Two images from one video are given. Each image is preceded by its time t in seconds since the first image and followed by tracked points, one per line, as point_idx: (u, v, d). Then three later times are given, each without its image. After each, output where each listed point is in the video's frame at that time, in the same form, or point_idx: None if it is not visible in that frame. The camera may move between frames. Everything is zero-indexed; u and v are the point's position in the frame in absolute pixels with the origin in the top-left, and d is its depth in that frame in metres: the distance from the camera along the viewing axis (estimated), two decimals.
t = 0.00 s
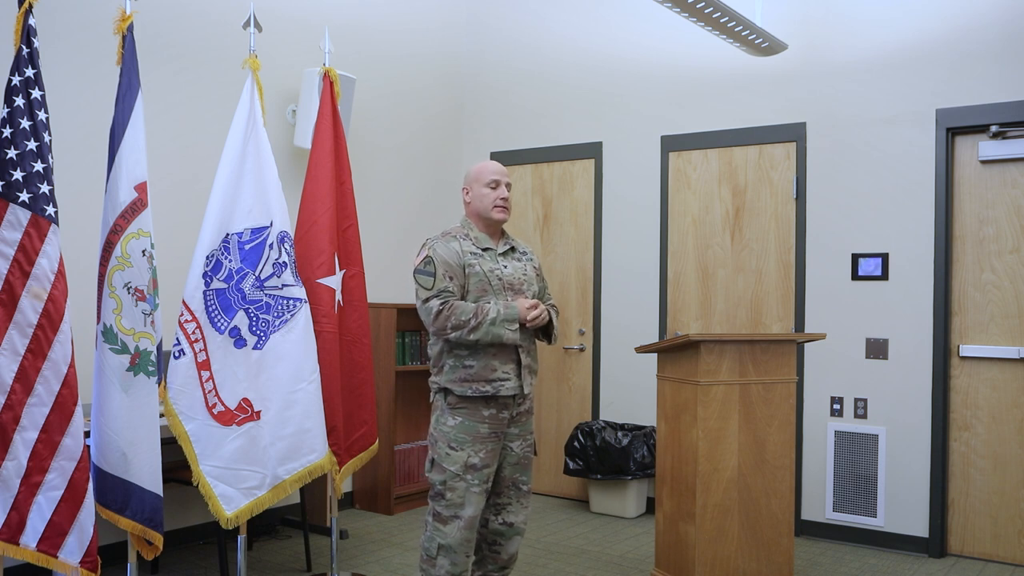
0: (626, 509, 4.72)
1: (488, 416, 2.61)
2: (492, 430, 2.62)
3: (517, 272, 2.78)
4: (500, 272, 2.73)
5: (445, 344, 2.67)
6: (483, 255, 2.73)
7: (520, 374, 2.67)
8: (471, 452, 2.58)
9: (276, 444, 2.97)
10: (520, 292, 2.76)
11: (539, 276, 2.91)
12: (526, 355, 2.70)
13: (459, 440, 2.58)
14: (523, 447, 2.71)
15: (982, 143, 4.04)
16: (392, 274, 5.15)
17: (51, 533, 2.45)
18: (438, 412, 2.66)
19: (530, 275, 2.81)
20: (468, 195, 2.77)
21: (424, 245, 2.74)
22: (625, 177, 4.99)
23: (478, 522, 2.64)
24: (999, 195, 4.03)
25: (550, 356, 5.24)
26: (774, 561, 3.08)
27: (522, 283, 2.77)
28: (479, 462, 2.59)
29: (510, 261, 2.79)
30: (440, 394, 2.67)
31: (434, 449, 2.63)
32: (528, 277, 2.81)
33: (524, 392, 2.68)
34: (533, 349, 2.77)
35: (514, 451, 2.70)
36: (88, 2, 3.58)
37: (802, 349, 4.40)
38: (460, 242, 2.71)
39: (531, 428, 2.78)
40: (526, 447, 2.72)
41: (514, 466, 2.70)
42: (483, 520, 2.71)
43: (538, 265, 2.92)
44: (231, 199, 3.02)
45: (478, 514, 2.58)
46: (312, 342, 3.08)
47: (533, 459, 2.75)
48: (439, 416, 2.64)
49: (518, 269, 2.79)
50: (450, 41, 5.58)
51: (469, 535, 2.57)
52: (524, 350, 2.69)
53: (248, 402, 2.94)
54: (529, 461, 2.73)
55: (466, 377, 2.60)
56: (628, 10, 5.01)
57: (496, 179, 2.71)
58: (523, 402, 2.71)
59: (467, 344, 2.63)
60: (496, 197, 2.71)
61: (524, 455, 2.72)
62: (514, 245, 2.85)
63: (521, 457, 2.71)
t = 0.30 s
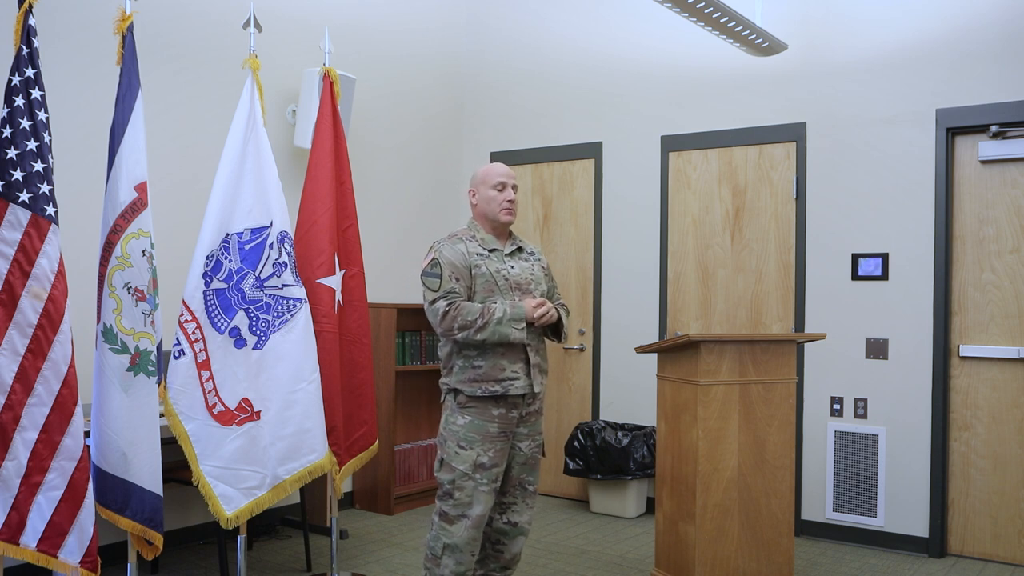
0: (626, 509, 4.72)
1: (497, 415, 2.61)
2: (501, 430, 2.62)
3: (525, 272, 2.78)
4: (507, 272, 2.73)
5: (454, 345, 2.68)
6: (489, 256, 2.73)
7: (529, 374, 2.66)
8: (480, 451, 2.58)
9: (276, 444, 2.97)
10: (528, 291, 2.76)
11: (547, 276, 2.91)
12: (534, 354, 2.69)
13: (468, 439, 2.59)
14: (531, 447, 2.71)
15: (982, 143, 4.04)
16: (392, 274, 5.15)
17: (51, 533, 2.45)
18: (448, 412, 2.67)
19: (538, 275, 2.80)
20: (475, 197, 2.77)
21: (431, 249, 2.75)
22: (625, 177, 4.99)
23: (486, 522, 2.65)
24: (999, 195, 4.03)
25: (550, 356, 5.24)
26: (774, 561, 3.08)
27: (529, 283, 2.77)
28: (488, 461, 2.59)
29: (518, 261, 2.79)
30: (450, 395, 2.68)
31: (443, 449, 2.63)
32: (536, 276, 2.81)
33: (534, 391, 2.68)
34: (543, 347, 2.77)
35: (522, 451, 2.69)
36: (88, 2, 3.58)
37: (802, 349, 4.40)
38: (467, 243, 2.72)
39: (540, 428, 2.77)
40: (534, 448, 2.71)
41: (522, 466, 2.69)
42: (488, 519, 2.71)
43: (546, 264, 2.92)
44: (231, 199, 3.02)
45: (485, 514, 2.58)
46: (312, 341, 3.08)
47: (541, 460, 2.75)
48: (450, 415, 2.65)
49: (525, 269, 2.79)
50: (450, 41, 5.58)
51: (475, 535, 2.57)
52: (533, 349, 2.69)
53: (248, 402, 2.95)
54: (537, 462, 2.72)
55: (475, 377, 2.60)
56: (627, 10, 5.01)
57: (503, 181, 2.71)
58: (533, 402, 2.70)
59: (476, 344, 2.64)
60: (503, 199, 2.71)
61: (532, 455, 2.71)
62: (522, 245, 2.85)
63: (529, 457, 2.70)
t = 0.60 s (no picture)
0: (626, 509, 4.72)
1: (507, 409, 2.63)
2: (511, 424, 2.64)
3: (532, 276, 2.77)
4: (514, 276, 2.73)
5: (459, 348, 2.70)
6: (496, 260, 2.73)
7: (531, 377, 2.65)
8: (497, 441, 2.58)
9: (276, 444, 2.97)
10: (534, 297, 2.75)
11: (555, 280, 2.91)
12: (538, 358, 2.68)
13: (483, 431, 2.59)
14: (536, 447, 2.72)
15: (982, 143, 4.04)
16: (392, 274, 5.15)
17: (51, 533, 2.45)
18: (459, 412, 2.67)
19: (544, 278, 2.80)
20: (486, 202, 2.79)
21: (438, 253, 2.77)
22: (625, 177, 4.99)
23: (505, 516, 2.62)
24: (999, 195, 4.03)
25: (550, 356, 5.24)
26: (774, 561, 3.08)
27: (536, 288, 2.76)
28: (504, 452, 2.58)
29: (525, 266, 2.79)
30: (458, 397, 2.70)
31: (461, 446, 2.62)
32: (543, 281, 2.80)
33: (537, 395, 2.66)
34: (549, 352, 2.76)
35: (527, 451, 2.70)
36: (88, 2, 3.58)
37: (802, 349, 4.40)
38: (474, 248, 2.74)
39: (545, 428, 2.78)
40: (539, 448, 2.72)
41: (527, 466, 2.71)
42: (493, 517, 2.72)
43: (554, 268, 2.90)
44: (231, 199, 3.02)
45: (506, 508, 2.56)
46: (312, 342, 3.08)
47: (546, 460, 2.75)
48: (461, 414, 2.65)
49: (532, 273, 2.79)
50: (450, 42, 5.58)
51: (496, 528, 2.54)
52: (537, 353, 2.69)
53: (248, 402, 2.95)
54: (541, 462, 2.73)
55: (479, 378, 2.62)
56: (627, 10, 5.01)
57: (513, 186, 2.73)
58: (538, 403, 2.70)
59: (480, 347, 2.66)
60: (513, 204, 2.72)
61: (537, 455, 2.72)
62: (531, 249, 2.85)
63: (534, 457, 2.71)
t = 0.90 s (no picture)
0: (626, 509, 4.72)
1: (512, 407, 2.63)
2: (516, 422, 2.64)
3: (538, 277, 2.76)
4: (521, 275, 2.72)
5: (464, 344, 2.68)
6: (503, 258, 2.73)
7: (535, 377, 2.65)
8: (504, 441, 2.58)
9: (276, 444, 2.97)
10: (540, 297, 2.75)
11: (558, 282, 2.91)
12: (542, 358, 2.68)
13: (490, 432, 2.58)
14: (537, 447, 2.73)
15: (982, 143, 4.04)
16: (392, 274, 5.15)
17: (51, 533, 2.45)
18: (464, 412, 2.66)
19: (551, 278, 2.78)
20: (494, 200, 2.77)
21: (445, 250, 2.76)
22: (625, 177, 4.99)
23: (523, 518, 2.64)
24: (999, 195, 4.03)
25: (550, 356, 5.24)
26: (774, 561, 3.08)
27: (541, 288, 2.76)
28: (513, 451, 2.59)
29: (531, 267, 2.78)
30: (461, 396, 2.68)
31: (467, 448, 2.61)
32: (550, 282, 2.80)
33: (540, 395, 2.66)
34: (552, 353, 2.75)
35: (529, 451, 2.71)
36: (88, 2, 3.58)
37: (802, 349, 4.40)
38: (481, 245, 2.72)
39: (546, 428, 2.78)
40: (540, 448, 2.73)
41: (528, 465, 2.71)
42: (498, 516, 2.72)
43: (559, 272, 2.91)
44: (231, 199, 3.02)
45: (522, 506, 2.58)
46: (312, 342, 3.08)
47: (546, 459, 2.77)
48: (466, 415, 2.64)
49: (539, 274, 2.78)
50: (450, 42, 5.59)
51: (518, 527, 2.55)
52: (541, 352, 2.68)
53: (248, 402, 2.95)
54: (542, 461, 2.74)
55: (482, 378, 2.61)
56: (627, 10, 5.01)
57: (522, 186, 2.71)
58: (541, 403, 2.70)
59: (484, 345, 2.64)
60: (521, 205, 2.71)
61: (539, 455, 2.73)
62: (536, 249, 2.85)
63: (535, 457, 2.72)
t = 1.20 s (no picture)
0: (626, 509, 4.72)
1: (518, 413, 2.62)
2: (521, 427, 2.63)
3: (545, 280, 2.77)
4: (529, 279, 2.71)
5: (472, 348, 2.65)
6: (513, 261, 2.71)
7: (545, 382, 2.65)
8: (510, 448, 2.58)
9: (276, 444, 2.97)
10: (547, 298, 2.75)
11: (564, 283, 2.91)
12: (552, 363, 2.68)
13: (496, 438, 2.57)
14: (541, 450, 2.73)
15: (982, 143, 4.04)
16: (392, 274, 5.15)
17: (51, 533, 2.45)
18: (469, 415, 2.64)
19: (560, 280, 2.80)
20: (502, 200, 2.76)
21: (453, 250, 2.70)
22: (625, 177, 4.99)
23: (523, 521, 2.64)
24: (999, 195, 4.03)
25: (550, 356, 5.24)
26: (774, 561, 3.08)
27: (549, 290, 2.76)
28: (517, 457, 2.59)
29: (538, 268, 2.78)
30: (468, 399, 2.66)
31: (471, 452, 2.60)
32: (555, 284, 2.81)
33: (548, 399, 2.67)
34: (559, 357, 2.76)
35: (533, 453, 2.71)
36: (88, 2, 3.58)
37: (802, 349, 4.40)
38: (491, 247, 2.69)
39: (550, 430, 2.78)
40: (544, 450, 2.73)
41: (531, 468, 2.72)
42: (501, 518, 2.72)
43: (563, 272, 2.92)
44: (231, 199, 3.02)
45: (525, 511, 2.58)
46: (312, 342, 3.08)
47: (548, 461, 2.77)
48: (472, 418, 2.62)
49: (545, 276, 2.78)
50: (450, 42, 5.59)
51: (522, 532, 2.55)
52: (550, 357, 2.68)
53: (248, 402, 2.95)
54: (544, 464, 2.75)
55: (492, 383, 2.60)
56: (627, 10, 5.01)
57: (531, 186, 2.70)
58: (546, 407, 2.70)
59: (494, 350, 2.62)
60: (530, 205, 2.71)
61: (542, 458, 2.74)
62: (543, 251, 2.85)
63: (538, 460, 2.73)
